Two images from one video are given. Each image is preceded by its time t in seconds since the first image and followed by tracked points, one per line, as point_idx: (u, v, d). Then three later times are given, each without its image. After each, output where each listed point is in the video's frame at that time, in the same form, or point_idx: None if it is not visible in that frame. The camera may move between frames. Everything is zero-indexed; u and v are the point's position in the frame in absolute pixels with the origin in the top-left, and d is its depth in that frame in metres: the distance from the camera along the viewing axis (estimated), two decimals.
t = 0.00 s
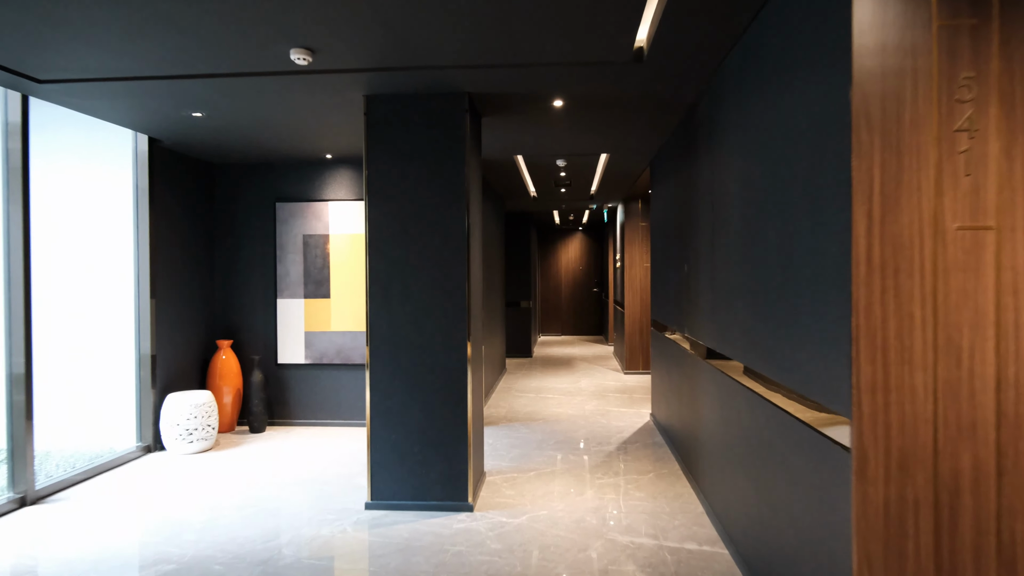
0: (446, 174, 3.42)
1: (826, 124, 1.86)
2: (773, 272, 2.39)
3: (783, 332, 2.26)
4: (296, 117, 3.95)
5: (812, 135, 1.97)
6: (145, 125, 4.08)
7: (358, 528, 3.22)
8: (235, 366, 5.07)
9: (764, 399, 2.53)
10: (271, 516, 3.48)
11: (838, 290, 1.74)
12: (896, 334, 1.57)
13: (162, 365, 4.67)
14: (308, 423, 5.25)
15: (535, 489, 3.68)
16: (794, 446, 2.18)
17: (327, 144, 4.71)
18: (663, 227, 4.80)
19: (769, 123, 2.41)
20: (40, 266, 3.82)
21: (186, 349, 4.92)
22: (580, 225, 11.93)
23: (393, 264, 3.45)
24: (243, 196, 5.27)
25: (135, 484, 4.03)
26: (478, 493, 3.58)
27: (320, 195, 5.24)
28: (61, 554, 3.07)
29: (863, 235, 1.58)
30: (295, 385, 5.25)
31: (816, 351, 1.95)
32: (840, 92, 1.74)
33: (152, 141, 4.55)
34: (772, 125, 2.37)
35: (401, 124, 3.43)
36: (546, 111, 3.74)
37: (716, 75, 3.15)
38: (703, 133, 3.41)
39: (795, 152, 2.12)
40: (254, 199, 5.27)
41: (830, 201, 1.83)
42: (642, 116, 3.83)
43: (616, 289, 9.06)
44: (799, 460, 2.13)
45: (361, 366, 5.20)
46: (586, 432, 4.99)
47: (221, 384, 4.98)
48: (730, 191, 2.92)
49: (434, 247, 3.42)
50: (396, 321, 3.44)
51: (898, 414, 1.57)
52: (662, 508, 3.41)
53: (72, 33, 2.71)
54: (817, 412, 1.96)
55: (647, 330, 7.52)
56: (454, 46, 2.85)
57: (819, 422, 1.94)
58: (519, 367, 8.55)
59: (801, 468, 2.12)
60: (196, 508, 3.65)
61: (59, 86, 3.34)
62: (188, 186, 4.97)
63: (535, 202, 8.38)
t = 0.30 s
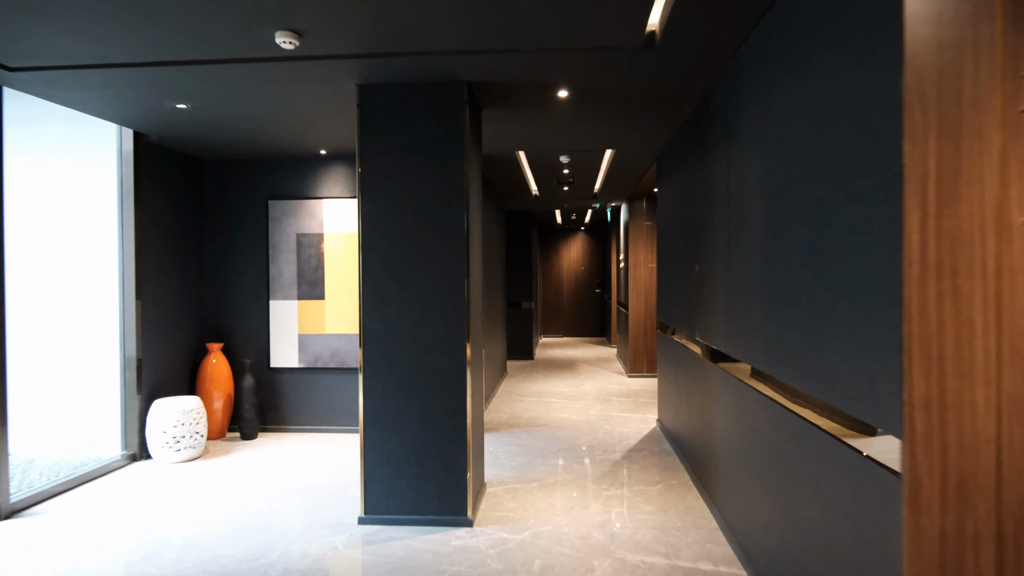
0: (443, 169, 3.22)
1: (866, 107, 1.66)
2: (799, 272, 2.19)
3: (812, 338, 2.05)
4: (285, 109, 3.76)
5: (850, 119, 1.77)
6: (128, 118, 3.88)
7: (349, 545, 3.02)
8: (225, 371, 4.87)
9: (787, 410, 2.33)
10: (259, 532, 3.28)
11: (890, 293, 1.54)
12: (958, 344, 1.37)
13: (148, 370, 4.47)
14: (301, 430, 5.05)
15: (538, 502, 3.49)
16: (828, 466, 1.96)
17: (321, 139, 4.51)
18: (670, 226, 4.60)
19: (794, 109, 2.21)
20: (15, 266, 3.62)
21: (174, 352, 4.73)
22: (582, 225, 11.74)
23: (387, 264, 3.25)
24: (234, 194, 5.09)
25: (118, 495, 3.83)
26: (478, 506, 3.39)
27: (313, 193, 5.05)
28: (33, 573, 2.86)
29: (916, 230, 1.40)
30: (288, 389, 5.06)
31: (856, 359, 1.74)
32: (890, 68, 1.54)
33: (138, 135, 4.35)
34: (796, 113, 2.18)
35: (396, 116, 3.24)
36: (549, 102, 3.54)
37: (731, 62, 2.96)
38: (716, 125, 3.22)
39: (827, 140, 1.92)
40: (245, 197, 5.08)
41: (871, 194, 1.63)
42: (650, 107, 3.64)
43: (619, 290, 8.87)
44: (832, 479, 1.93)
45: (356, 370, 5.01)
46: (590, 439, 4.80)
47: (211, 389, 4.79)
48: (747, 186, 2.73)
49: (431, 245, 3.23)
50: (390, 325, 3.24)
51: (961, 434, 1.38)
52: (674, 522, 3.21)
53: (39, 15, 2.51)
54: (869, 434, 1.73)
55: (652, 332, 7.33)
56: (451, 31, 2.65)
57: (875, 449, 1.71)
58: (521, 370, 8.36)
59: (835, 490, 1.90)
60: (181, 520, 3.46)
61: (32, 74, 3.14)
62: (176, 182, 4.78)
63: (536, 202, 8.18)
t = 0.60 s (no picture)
0: (439, 160, 3.04)
1: (911, 82, 1.48)
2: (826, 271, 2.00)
3: (842, 340, 1.87)
4: (273, 99, 3.57)
5: (890, 97, 1.58)
6: (106, 107, 3.67)
7: (337, 562, 2.83)
8: (214, 372, 4.68)
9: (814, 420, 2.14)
10: (242, 546, 3.08)
11: (947, 291, 1.34)
12: None
13: (132, 372, 4.28)
14: (293, 434, 4.86)
15: (539, 513, 3.30)
16: (863, 483, 1.77)
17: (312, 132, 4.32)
18: (677, 223, 4.41)
19: (819, 91, 2.02)
20: None
21: (159, 354, 4.54)
22: (583, 224, 11.56)
23: (379, 261, 3.06)
24: (223, 190, 4.90)
25: (95, 507, 3.61)
26: (475, 518, 3.20)
27: (306, 188, 4.86)
28: None
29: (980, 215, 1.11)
30: (279, 393, 4.87)
31: (899, 365, 1.55)
32: (944, 36, 1.35)
33: (121, 127, 4.15)
34: (822, 94, 1.98)
35: (388, 105, 3.05)
36: (550, 90, 3.35)
37: (745, 46, 2.77)
38: (729, 114, 3.03)
39: (861, 121, 1.73)
40: (235, 193, 4.90)
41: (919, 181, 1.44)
42: (657, 96, 3.45)
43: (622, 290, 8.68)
44: (868, 499, 1.74)
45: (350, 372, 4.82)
46: (592, 445, 4.61)
47: (198, 391, 4.60)
48: (765, 177, 2.54)
49: (425, 241, 3.04)
50: (382, 326, 3.06)
51: None
52: (683, 537, 3.02)
53: None
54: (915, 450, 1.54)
55: (656, 333, 7.14)
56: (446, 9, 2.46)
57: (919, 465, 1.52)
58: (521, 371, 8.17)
59: (872, 510, 1.71)
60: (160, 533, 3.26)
61: None
62: (162, 176, 4.60)
63: (536, 199, 8.00)
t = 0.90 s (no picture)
0: (433, 157, 2.84)
1: (975, 63, 1.28)
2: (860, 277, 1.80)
3: (880, 356, 1.67)
4: (258, 93, 3.38)
5: (945, 82, 1.38)
6: (84, 101, 3.48)
7: None
8: (200, 380, 4.49)
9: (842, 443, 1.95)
10: (223, 568, 2.89)
11: None
12: None
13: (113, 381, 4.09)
14: (284, 444, 4.67)
15: (540, 533, 3.11)
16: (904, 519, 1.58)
17: (303, 128, 4.12)
18: (684, 224, 4.22)
19: (853, 79, 1.82)
20: None
21: (143, 361, 4.35)
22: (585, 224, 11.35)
23: (369, 265, 2.87)
24: (211, 189, 4.71)
25: (71, 523, 3.42)
26: (472, 539, 3.00)
27: (297, 188, 4.67)
28: None
29: None
30: (269, 401, 4.68)
31: (954, 388, 1.36)
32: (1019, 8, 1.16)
33: (101, 123, 3.96)
34: (856, 82, 1.79)
35: (378, 98, 2.86)
36: (552, 83, 3.16)
37: (762, 34, 2.57)
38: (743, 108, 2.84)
39: (905, 111, 1.53)
40: (223, 192, 4.71)
41: (985, 177, 1.25)
42: (665, 89, 3.25)
43: (625, 293, 8.48)
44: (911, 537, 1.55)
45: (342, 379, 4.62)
46: (595, 456, 4.41)
47: (184, 400, 4.41)
48: (785, 175, 2.34)
49: (419, 244, 2.84)
50: (372, 334, 2.86)
51: None
52: (695, 560, 2.82)
53: None
54: (979, 488, 1.34)
55: (660, 337, 6.94)
56: None
57: (984, 506, 1.32)
58: (520, 376, 7.96)
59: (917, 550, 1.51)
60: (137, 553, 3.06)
61: None
62: (147, 175, 4.40)
63: (536, 199, 7.81)
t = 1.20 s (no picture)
0: (429, 153, 2.67)
1: None
2: (900, 282, 1.62)
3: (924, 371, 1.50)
4: (246, 86, 3.21)
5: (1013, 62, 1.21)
6: (62, 95, 3.31)
7: None
8: (189, 386, 4.32)
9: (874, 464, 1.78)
10: None
11: None
12: None
13: (96, 388, 3.91)
14: (276, 452, 4.50)
15: (543, 551, 2.94)
16: (954, 555, 1.40)
17: (295, 125, 3.95)
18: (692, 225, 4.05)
19: (891, 63, 1.64)
20: None
21: (129, 367, 4.18)
22: (586, 224, 11.19)
23: (361, 268, 2.70)
24: (201, 188, 4.54)
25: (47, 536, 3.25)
26: (471, 559, 2.83)
27: (290, 187, 4.50)
28: None
29: None
30: (261, 408, 4.51)
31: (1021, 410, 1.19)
32: None
33: (84, 119, 3.79)
34: (894, 68, 1.62)
35: (371, 91, 2.68)
36: (555, 75, 2.99)
37: (782, 21, 2.41)
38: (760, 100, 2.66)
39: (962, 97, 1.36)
40: (214, 191, 4.54)
41: None
42: (675, 82, 3.09)
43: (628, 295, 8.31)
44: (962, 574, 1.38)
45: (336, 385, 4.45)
46: (599, 465, 4.24)
47: (172, 407, 4.24)
48: (808, 171, 2.18)
49: (413, 246, 2.67)
50: (363, 341, 2.69)
51: None
52: None
53: None
54: None
55: (665, 340, 6.79)
56: None
57: None
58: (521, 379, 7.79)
59: None
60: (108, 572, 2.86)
61: None
62: (133, 174, 4.23)
63: (537, 199, 7.63)
